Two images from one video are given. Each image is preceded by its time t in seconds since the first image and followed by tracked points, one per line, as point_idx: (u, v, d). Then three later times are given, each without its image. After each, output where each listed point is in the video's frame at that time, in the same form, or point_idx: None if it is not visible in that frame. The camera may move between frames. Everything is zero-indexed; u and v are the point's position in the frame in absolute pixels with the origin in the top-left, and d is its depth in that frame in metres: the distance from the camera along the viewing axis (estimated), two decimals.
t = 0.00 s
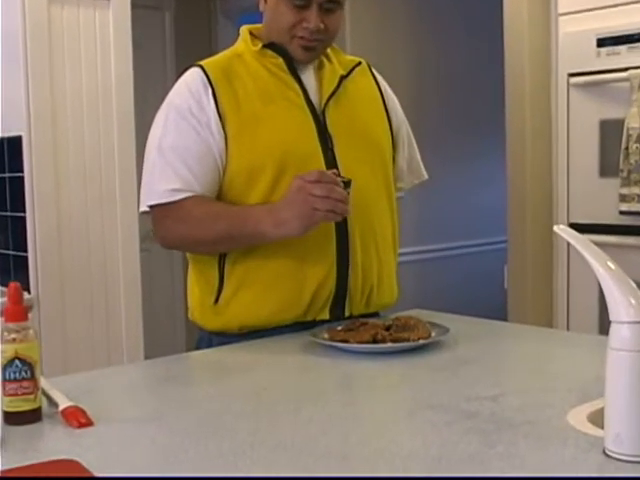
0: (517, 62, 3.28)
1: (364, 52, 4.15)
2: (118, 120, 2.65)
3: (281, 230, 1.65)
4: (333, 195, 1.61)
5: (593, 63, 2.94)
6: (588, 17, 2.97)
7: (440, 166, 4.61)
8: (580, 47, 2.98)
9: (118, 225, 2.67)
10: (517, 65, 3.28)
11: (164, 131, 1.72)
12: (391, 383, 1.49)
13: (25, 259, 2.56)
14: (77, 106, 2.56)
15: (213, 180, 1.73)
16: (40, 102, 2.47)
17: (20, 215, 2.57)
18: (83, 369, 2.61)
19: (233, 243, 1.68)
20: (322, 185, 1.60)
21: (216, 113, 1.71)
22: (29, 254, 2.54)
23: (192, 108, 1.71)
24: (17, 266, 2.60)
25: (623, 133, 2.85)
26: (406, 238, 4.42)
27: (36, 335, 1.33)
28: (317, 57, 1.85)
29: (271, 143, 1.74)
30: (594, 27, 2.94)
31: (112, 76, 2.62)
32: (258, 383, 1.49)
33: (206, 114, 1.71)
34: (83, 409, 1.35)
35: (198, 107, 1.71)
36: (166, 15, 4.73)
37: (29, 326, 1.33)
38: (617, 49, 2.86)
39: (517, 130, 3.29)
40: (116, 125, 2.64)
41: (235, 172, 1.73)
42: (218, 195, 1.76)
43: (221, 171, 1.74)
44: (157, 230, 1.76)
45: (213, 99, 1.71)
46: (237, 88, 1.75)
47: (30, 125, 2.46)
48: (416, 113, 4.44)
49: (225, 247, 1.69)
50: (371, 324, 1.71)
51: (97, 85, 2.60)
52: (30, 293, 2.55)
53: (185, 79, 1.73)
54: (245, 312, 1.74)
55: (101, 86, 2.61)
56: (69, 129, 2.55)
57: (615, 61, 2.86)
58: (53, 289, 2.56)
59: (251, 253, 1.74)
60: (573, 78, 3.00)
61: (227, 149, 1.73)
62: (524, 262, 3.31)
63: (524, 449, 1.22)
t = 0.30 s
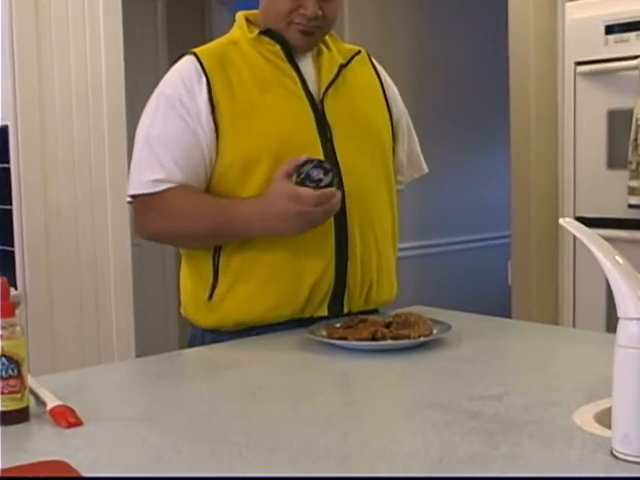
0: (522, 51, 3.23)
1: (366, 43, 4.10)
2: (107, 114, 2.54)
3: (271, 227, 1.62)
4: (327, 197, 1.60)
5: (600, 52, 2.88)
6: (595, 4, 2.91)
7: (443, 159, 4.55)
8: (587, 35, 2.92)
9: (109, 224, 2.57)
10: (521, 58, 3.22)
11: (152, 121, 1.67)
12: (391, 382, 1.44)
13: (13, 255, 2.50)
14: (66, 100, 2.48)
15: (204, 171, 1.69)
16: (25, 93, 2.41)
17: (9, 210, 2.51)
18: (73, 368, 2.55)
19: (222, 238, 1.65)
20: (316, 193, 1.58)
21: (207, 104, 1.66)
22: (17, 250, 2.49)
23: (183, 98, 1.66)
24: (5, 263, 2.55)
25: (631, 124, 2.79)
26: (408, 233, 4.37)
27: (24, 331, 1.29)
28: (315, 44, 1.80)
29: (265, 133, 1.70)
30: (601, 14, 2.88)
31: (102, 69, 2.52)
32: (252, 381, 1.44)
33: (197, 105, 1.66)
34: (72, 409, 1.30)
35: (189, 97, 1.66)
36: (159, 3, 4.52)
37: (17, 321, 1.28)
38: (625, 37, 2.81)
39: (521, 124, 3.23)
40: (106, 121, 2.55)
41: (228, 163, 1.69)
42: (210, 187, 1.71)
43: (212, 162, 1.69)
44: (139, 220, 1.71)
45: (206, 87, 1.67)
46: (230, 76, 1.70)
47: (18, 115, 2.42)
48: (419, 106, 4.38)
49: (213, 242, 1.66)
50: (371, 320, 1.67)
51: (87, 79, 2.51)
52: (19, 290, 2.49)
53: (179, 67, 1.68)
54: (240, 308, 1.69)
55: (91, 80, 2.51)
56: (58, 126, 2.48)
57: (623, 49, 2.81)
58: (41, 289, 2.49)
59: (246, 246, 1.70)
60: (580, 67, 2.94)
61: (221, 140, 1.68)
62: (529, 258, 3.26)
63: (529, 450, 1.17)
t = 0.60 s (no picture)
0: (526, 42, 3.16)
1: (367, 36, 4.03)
2: (98, 105, 2.51)
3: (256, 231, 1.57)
4: (310, 212, 1.51)
5: (608, 41, 2.80)
6: None
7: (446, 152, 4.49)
8: (594, 23, 2.84)
9: (99, 221, 2.54)
10: (526, 52, 3.18)
11: (135, 110, 1.62)
12: (390, 382, 1.40)
13: None
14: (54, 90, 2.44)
15: (187, 164, 1.64)
16: (12, 83, 2.37)
17: None
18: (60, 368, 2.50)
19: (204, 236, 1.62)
20: (298, 211, 1.50)
21: (192, 95, 1.61)
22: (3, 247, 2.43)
23: (168, 89, 1.60)
24: None
25: None
26: (410, 230, 4.32)
27: (9, 330, 1.24)
28: (310, 36, 1.77)
29: (254, 125, 1.65)
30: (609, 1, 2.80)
31: (91, 58, 2.48)
32: (247, 382, 1.39)
33: (181, 96, 1.61)
34: (60, 411, 1.26)
35: (175, 88, 1.61)
36: None
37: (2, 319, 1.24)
38: (634, 25, 2.73)
39: (525, 118, 3.18)
40: (96, 109, 2.51)
41: (217, 155, 1.64)
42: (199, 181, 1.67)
43: (198, 153, 1.64)
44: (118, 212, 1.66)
45: (193, 77, 1.62)
46: (220, 65, 1.65)
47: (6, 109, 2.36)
48: (421, 101, 4.33)
49: (195, 238, 1.63)
50: (370, 319, 1.62)
51: (75, 68, 2.46)
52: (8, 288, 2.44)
53: (167, 56, 1.64)
54: (228, 305, 1.64)
55: (80, 67, 2.47)
56: (46, 115, 2.43)
57: (631, 37, 2.73)
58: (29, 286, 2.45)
59: (234, 242, 1.65)
60: (586, 56, 2.85)
61: (208, 133, 1.63)
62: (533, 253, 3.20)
63: (534, 453, 1.13)
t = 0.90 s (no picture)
0: (531, 34, 3.11)
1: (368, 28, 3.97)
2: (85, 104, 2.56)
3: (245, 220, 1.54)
4: (301, 196, 1.50)
5: (615, 30, 2.74)
6: None
7: (446, 147, 4.44)
8: (601, 12, 2.77)
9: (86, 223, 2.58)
10: (531, 45, 3.12)
11: (120, 105, 1.58)
12: (388, 384, 1.35)
13: None
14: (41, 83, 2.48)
15: (174, 157, 1.60)
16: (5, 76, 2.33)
17: None
18: (46, 371, 2.51)
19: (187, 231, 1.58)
20: (290, 195, 1.48)
21: (177, 87, 1.57)
22: None
23: (153, 81, 1.56)
24: None
25: None
26: (410, 226, 4.26)
27: None
28: (301, 26, 1.70)
29: (241, 118, 1.60)
30: None
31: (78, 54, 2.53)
32: (240, 383, 1.35)
33: (166, 88, 1.57)
34: (46, 414, 1.21)
35: (160, 80, 1.56)
36: None
37: None
38: None
39: (529, 111, 3.13)
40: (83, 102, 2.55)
41: (203, 148, 1.59)
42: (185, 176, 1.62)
43: (184, 146, 1.60)
44: (104, 208, 1.62)
45: (177, 69, 1.57)
46: (205, 56, 1.60)
47: None
48: (423, 94, 4.28)
49: (178, 234, 1.59)
50: (368, 318, 1.58)
51: (61, 62, 2.51)
52: None
53: (151, 48, 1.59)
54: (212, 303, 1.60)
55: (67, 61, 2.51)
56: (32, 113, 2.47)
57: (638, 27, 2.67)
58: (13, 290, 2.49)
59: (219, 236, 1.60)
60: (593, 46, 2.79)
61: (194, 126, 1.59)
62: (537, 250, 3.15)
63: (538, 457, 1.08)
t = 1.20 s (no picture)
0: (534, 25, 3.04)
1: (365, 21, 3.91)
2: (71, 105, 2.52)
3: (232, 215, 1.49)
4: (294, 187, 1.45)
5: (621, 18, 2.65)
6: None
7: (446, 142, 4.38)
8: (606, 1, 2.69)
9: (71, 221, 2.55)
10: (532, 38, 3.05)
11: (101, 97, 1.54)
12: (385, 385, 1.31)
13: None
14: (25, 84, 2.45)
15: (158, 150, 1.56)
16: None
17: None
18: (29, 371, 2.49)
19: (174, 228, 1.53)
20: (282, 187, 1.44)
21: (161, 79, 1.53)
22: None
23: (135, 71, 1.52)
24: None
25: None
26: (409, 223, 4.20)
27: None
28: (289, 15, 1.66)
29: (228, 110, 1.55)
30: None
31: (65, 54, 2.50)
32: (232, 385, 1.30)
33: (149, 79, 1.52)
34: (30, 418, 1.17)
35: (142, 71, 1.52)
36: None
37: None
38: None
39: (531, 104, 3.06)
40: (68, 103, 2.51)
41: (188, 141, 1.54)
42: (170, 171, 1.57)
43: (169, 139, 1.55)
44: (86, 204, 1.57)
45: (161, 60, 1.53)
46: (190, 46, 1.55)
47: None
48: (422, 88, 4.22)
49: (163, 231, 1.54)
50: (364, 317, 1.53)
51: (46, 60, 2.48)
52: None
53: (133, 38, 1.55)
54: (194, 304, 1.55)
55: (51, 52, 2.48)
56: (15, 112, 2.44)
57: None
58: None
59: (203, 234, 1.56)
60: (597, 35, 2.72)
61: (178, 119, 1.54)
62: (539, 246, 3.08)
63: (539, 461, 1.04)
